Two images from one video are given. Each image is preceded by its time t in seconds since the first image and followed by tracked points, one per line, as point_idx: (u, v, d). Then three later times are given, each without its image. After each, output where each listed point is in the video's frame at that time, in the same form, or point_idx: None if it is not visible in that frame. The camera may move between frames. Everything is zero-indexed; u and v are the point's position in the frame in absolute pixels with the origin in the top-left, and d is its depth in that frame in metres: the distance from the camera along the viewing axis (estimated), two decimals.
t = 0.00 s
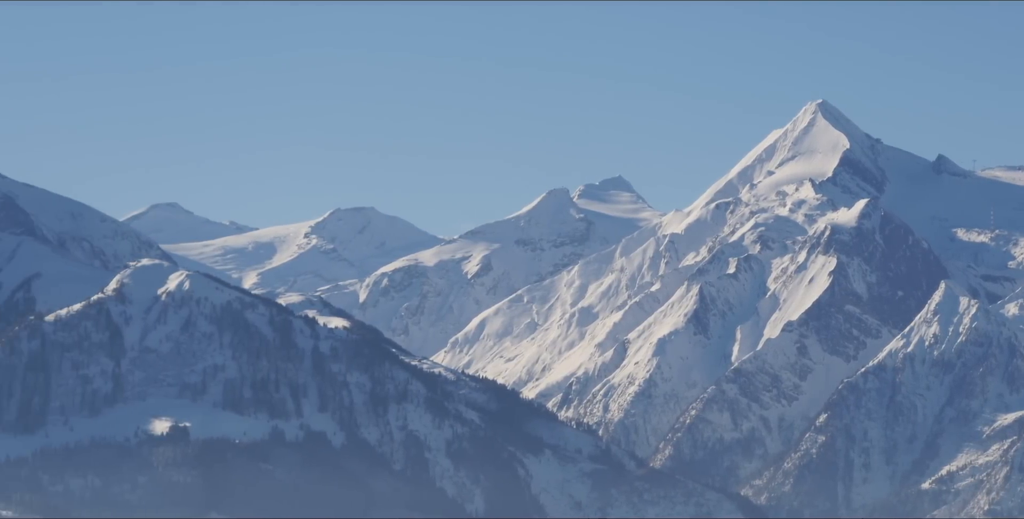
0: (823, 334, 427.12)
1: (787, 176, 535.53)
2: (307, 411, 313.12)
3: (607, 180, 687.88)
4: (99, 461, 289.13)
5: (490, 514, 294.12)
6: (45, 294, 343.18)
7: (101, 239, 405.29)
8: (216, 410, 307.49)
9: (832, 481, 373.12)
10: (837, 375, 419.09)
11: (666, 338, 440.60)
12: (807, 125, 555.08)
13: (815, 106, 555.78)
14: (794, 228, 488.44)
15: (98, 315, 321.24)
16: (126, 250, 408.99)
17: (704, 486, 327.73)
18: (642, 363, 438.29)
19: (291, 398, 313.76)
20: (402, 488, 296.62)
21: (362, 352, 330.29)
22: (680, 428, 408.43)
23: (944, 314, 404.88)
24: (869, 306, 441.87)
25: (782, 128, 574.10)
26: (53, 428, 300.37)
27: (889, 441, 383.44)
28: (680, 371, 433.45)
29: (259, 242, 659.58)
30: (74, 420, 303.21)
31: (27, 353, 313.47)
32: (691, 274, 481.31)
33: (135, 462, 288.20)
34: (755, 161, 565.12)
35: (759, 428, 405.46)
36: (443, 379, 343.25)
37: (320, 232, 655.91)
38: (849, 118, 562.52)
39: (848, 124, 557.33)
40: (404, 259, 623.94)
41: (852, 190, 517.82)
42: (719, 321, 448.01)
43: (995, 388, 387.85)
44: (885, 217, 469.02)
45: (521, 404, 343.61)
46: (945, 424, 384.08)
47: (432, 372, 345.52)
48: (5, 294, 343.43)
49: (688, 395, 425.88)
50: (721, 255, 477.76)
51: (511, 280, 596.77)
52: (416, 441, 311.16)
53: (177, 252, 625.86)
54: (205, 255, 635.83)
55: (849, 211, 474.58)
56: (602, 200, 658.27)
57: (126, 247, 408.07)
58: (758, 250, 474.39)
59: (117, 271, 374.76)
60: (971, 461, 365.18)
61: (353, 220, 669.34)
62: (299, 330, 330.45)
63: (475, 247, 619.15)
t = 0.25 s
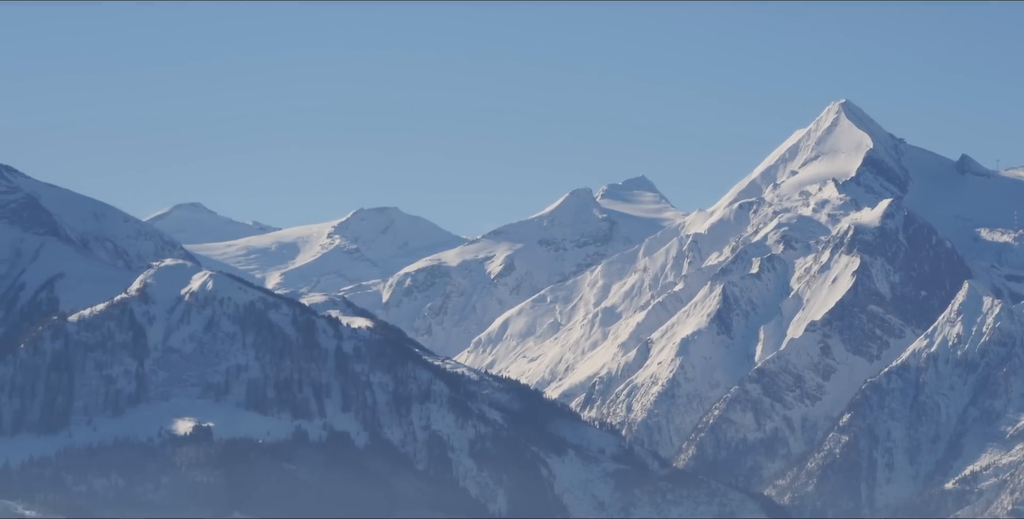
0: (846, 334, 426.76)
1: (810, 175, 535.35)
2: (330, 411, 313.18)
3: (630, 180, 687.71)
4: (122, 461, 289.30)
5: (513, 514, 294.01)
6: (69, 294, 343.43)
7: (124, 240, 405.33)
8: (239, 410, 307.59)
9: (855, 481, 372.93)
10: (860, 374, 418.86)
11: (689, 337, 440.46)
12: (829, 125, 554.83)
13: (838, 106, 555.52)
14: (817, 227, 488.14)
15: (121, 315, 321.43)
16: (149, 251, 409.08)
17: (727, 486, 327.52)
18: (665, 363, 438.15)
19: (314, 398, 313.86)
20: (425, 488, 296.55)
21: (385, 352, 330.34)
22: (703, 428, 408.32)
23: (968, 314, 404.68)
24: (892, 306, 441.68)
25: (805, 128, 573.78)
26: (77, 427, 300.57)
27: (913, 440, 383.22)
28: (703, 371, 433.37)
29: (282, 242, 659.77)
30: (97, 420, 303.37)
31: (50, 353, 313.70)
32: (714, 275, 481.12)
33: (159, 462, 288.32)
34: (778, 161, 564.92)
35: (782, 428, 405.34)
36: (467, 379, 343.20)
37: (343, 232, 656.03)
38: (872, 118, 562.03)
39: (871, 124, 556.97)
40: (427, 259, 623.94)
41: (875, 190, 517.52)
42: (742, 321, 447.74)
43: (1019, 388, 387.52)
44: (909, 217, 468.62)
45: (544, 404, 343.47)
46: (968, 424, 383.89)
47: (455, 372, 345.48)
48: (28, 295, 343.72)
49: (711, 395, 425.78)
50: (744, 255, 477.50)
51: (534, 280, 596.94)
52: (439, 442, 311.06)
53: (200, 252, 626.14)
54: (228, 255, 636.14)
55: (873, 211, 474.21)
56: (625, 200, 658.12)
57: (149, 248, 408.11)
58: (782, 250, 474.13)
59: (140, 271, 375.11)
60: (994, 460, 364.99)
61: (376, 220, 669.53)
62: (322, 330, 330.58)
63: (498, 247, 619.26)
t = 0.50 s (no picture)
0: (873, 334, 426.25)
1: (836, 175, 535.26)
2: (357, 411, 313.40)
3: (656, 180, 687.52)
4: (148, 461, 289.56)
5: (539, 514, 294.01)
6: (95, 294, 343.72)
7: (151, 240, 405.38)
8: (266, 410, 307.83)
9: (882, 482, 372.73)
10: (887, 374, 418.64)
11: (715, 337, 440.43)
12: (855, 124, 554.49)
13: (863, 106, 555.27)
14: (843, 227, 487.90)
15: (148, 315, 321.75)
16: (176, 251, 409.15)
17: (754, 486, 327.38)
18: (691, 363, 438.12)
19: (341, 398, 314.18)
20: (451, 488, 296.58)
21: (411, 352, 330.55)
22: (729, 428, 408.43)
23: (996, 313, 404.09)
24: (919, 306, 441.49)
25: (831, 127, 573.41)
26: (103, 428, 300.97)
27: (939, 441, 383.10)
28: (729, 371, 433.38)
29: (308, 242, 660.08)
30: (124, 420, 303.75)
31: (77, 353, 314.12)
32: (740, 275, 480.84)
33: (185, 462, 288.56)
34: (805, 161, 564.81)
35: (809, 428, 405.24)
36: (493, 379, 343.22)
37: (369, 233, 656.21)
38: (898, 117, 561.40)
39: (898, 124, 556.66)
40: (453, 259, 624.00)
41: (902, 190, 517.32)
42: (768, 321, 447.51)
43: None
44: (935, 217, 468.17)
45: (570, 404, 343.47)
46: (995, 424, 383.64)
47: (481, 372, 345.45)
48: (55, 295, 344.04)
49: (737, 396, 425.77)
50: (770, 255, 477.25)
51: (560, 280, 597.22)
52: (465, 441, 311.06)
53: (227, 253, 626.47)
54: (254, 255, 636.51)
55: (900, 211, 473.83)
56: (651, 200, 658.01)
57: (176, 248, 408.14)
58: (808, 249, 473.87)
59: (167, 271, 375.46)
60: (1021, 460, 364.78)
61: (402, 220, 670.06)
62: (348, 330, 330.77)
63: (524, 247, 619.52)
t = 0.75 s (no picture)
0: (895, 334, 425.84)
1: (859, 175, 535.15)
2: (380, 411, 313.57)
3: (679, 180, 687.41)
4: (171, 461, 289.75)
5: (561, 513, 293.99)
6: (118, 294, 343.89)
7: (175, 240, 405.69)
8: (289, 410, 308.06)
9: (905, 481, 372.72)
10: (910, 374, 418.46)
11: (737, 337, 440.48)
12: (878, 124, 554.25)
13: (886, 105, 554.96)
14: (866, 227, 487.70)
15: (171, 315, 321.91)
16: (199, 251, 409.46)
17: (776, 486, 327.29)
18: (714, 363, 438.14)
19: (364, 398, 314.36)
20: (474, 488, 296.61)
21: (434, 352, 330.68)
22: (752, 428, 408.61)
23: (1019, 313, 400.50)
24: (942, 306, 441.44)
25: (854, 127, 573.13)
26: (126, 428, 301.21)
27: (962, 441, 383.01)
28: (752, 371, 433.38)
29: (331, 241, 660.43)
30: (147, 420, 303.96)
31: (100, 353, 314.39)
32: (763, 275, 480.65)
33: (208, 462, 288.72)
34: (828, 161, 564.67)
35: (831, 428, 405.43)
36: (516, 379, 343.30)
37: (392, 232, 656.55)
38: (922, 117, 561.09)
39: (921, 124, 556.42)
40: (476, 259, 624.04)
41: (925, 190, 517.24)
42: (791, 321, 447.25)
43: None
44: (958, 217, 467.84)
45: (592, 404, 343.52)
46: (1019, 424, 383.40)
47: (504, 371, 345.52)
48: (78, 295, 344.20)
49: (760, 395, 425.70)
50: (793, 255, 477.06)
51: (583, 279, 597.42)
52: (488, 441, 311.09)
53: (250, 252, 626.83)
54: (277, 255, 636.84)
55: (923, 211, 473.58)
56: (674, 199, 657.91)
57: (199, 248, 408.45)
58: (831, 249, 473.66)
59: (189, 271, 375.74)
60: None
61: (425, 220, 670.48)
62: (371, 330, 330.86)
63: (547, 247, 619.62)
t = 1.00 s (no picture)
0: (922, 334, 425.15)
1: (885, 175, 535.12)
2: (406, 411, 313.80)
3: (705, 180, 687.34)
4: (197, 462, 290.09)
5: (588, 513, 293.96)
6: (144, 295, 344.25)
7: (201, 240, 405.96)
8: (315, 410, 308.36)
9: (931, 481, 372.55)
10: (936, 374, 418.20)
11: (764, 337, 440.69)
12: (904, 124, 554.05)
13: (912, 105, 554.70)
14: (893, 227, 487.56)
15: (197, 315, 322.22)
16: (225, 251, 409.66)
17: (802, 486, 327.15)
18: (740, 363, 438.15)
19: (390, 398, 314.63)
20: (500, 488, 296.70)
21: (460, 352, 330.88)
22: (778, 428, 408.78)
23: None
24: (967, 306, 441.47)
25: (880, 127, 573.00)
26: (152, 428, 301.59)
27: (989, 441, 382.71)
28: (778, 371, 433.31)
29: (357, 241, 660.83)
30: (173, 420, 304.36)
31: (126, 353, 314.85)
32: (789, 274, 480.42)
33: (234, 462, 288.99)
34: (854, 161, 564.52)
35: (858, 428, 405.47)
36: (542, 379, 343.38)
37: (418, 232, 656.90)
38: (948, 118, 560.70)
39: (947, 124, 556.17)
40: (502, 259, 624.21)
41: (951, 190, 517.14)
42: (817, 320, 447.17)
43: None
44: (984, 217, 467.59)
45: (619, 404, 343.54)
46: None
47: (530, 372, 345.61)
48: (104, 295, 344.54)
49: (786, 395, 425.61)
50: (820, 255, 476.96)
51: (609, 280, 597.72)
52: (514, 441, 311.12)
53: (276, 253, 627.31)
54: (303, 255, 637.32)
55: (949, 211, 473.35)
56: (699, 199, 657.80)
57: (225, 248, 408.60)
58: (857, 249, 473.51)
59: (216, 272, 376.23)
60: None
61: (451, 220, 671.03)
62: (397, 329, 331.15)
63: (573, 247, 619.83)
